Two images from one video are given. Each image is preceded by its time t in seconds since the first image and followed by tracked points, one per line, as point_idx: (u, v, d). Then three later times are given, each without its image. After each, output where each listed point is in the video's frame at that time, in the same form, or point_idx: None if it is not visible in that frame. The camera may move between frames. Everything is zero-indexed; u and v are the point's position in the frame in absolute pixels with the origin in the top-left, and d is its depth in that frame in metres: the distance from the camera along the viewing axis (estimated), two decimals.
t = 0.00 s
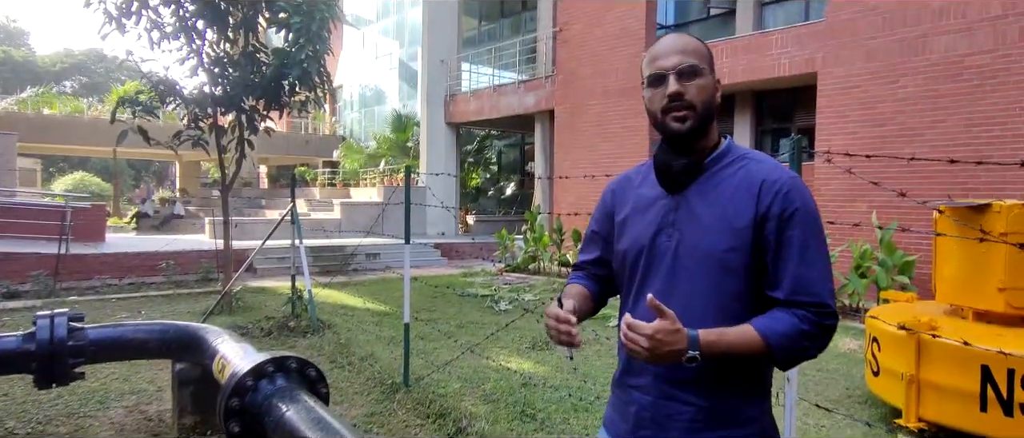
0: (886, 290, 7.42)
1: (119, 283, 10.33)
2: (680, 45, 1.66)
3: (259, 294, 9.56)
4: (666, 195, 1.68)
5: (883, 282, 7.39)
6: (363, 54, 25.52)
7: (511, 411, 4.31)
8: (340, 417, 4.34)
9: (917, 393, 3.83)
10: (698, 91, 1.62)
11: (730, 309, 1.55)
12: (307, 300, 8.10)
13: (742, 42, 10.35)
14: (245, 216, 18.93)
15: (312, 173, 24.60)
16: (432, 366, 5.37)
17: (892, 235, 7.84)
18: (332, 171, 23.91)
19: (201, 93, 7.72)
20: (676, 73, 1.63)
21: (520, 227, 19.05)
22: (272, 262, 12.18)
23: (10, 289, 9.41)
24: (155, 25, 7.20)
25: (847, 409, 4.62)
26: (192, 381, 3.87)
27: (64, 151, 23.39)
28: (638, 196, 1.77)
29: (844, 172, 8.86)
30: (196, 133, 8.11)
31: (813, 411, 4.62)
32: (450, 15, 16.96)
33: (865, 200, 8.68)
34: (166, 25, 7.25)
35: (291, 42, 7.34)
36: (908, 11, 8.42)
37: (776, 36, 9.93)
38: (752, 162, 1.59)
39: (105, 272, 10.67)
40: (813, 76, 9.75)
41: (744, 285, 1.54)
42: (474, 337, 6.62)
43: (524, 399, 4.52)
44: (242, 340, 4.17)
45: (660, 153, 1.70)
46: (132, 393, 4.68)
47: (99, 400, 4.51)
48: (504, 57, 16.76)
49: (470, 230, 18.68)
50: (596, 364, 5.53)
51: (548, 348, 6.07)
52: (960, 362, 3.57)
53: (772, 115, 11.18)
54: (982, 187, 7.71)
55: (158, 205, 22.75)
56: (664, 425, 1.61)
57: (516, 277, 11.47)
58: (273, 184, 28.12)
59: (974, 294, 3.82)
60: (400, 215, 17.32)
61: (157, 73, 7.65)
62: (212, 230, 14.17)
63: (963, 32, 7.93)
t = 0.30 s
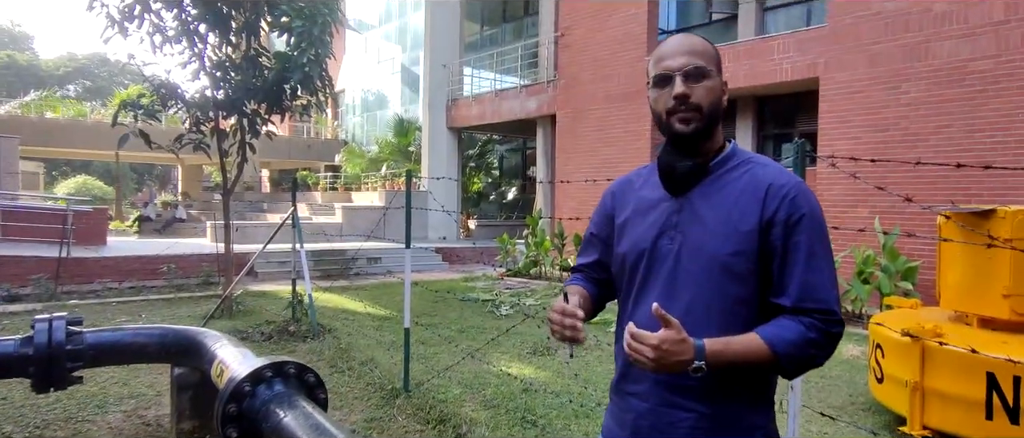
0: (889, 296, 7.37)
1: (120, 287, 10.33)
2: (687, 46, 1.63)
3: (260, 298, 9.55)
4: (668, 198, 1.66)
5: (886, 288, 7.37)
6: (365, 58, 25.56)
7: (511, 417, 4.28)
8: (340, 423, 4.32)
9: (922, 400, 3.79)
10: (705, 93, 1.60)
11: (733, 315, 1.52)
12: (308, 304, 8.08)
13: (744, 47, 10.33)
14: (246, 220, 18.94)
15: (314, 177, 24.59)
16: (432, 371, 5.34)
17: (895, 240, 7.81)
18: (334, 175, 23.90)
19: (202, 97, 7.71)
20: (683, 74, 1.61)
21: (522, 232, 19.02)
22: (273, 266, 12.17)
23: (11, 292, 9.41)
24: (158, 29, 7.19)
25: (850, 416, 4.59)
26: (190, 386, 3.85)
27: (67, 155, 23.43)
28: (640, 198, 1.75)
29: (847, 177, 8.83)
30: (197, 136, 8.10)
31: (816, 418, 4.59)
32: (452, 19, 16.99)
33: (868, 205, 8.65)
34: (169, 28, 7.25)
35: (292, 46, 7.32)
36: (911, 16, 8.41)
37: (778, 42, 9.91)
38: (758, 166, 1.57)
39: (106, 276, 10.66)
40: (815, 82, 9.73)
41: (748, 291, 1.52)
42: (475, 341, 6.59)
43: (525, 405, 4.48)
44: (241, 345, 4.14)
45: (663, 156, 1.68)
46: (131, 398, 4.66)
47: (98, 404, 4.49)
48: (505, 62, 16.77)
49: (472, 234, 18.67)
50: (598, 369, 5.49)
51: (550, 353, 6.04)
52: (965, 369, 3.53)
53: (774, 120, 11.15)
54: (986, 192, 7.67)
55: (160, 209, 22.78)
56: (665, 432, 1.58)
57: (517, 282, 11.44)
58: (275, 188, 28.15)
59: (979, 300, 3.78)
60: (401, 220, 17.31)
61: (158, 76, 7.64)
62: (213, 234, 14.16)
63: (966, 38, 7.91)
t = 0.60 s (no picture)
0: (895, 301, 7.33)
1: (126, 291, 10.36)
2: (692, 50, 1.63)
3: (264, 302, 9.56)
4: (671, 201, 1.65)
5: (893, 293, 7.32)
6: (370, 63, 25.64)
7: (515, 422, 4.27)
8: (343, 427, 4.31)
9: (930, 408, 3.76)
10: (707, 98, 1.60)
11: (734, 320, 1.51)
12: (312, 308, 8.08)
13: (749, 52, 10.31)
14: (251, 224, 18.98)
15: (319, 181, 24.65)
16: (435, 376, 5.33)
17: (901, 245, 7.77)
18: (339, 179, 23.95)
19: (208, 101, 7.73)
20: (685, 78, 1.61)
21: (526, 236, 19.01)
22: (278, 269, 12.18)
23: (17, 295, 9.44)
24: (164, 33, 7.22)
25: (856, 423, 4.56)
26: (192, 390, 3.85)
27: (73, 158, 23.52)
28: (645, 201, 1.75)
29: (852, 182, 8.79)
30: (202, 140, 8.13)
31: (821, 424, 4.56)
32: (456, 24, 17.03)
33: (873, 210, 8.62)
34: (175, 33, 7.27)
35: (297, 50, 7.34)
36: (917, 21, 8.38)
37: (783, 46, 9.89)
38: (763, 170, 1.56)
39: (111, 279, 10.68)
40: (820, 86, 9.70)
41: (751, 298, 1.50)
42: (479, 346, 6.58)
43: (528, 410, 4.46)
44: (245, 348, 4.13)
45: (666, 159, 1.67)
46: (134, 401, 4.66)
47: (101, 408, 4.49)
48: (510, 67, 16.78)
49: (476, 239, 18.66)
50: (602, 374, 5.47)
51: (553, 358, 6.02)
52: (973, 376, 3.49)
53: (779, 124, 11.12)
54: (993, 197, 7.63)
55: (166, 212, 22.86)
56: None
57: (521, 286, 11.43)
58: (281, 192, 28.21)
59: (988, 306, 3.75)
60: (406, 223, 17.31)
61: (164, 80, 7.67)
62: (218, 237, 14.19)
63: (972, 42, 7.88)
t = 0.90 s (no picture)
0: (901, 306, 7.28)
1: (131, 294, 10.39)
2: (702, 52, 1.63)
3: (268, 305, 9.57)
4: (676, 204, 1.66)
5: (899, 297, 7.27)
6: (375, 66, 25.69)
7: (519, 426, 4.26)
8: (346, 431, 4.31)
9: (937, 413, 3.74)
10: (718, 99, 1.59)
11: (737, 323, 1.50)
12: (316, 312, 8.07)
13: (753, 55, 10.29)
14: (256, 227, 19.00)
15: (323, 185, 24.66)
16: (439, 380, 5.32)
17: (907, 249, 7.72)
18: (343, 182, 23.96)
19: (214, 105, 7.74)
20: (697, 79, 1.61)
21: (530, 240, 19.02)
22: (282, 272, 12.19)
23: (24, 297, 9.47)
24: (170, 37, 7.24)
25: (861, 428, 4.53)
26: (197, 393, 3.83)
27: (79, 162, 23.60)
28: (651, 204, 1.75)
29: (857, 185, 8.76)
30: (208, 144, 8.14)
31: (827, 430, 4.52)
32: (460, 27, 17.05)
33: (879, 214, 8.58)
34: (182, 37, 7.30)
35: (302, 54, 7.34)
36: (922, 24, 8.35)
37: (787, 49, 9.87)
38: (767, 173, 1.55)
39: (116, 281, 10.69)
40: (825, 89, 9.68)
41: (755, 302, 1.49)
42: (482, 349, 6.56)
43: (532, 415, 4.44)
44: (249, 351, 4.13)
45: (674, 161, 1.68)
46: (139, 404, 4.66)
47: (106, 411, 4.49)
48: (514, 70, 16.78)
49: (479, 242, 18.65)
50: (606, 378, 5.45)
51: (557, 362, 6.01)
52: (981, 380, 3.45)
53: (784, 128, 11.10)
54: (999, 201, 7.59)
55: (172, 216, 22.91)
56: None
57: (525, 290, 11.43)
58: (285, 195, 28.26)
59: (995, 311, 3.72)
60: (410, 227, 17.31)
61: (170, 84, 7.65)
62: (223, 240, 14.21)
63: (978, 45, 7.85)
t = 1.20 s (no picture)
0: (904, 309, 7.25)
1: (133, 296, 10.40)
2: (709, 54, 1.62)
3: (270, 307, 9.57)
4: (684, 208, 1.64)
5: (902, 300, 7.23)
6: (377, 69, 25.73)
7: (520, 428, 4.25)
8: (348, 434, 4.30)
9: (941, 417, 3.72)
10: (727, 103, 1.59)
11: (748, 329, 1.50)
12: (318, 314, 8.07)
13: (756, 58, 10.29)
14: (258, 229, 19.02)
15: (325, 187, 24.65)
16: (440, 382, 5.31)
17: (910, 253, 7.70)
18: (345, 185, 23.98)
19: (217, 107, 7.74)
20: (706, 83, 1.60)
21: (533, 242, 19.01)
22: (284, 275, 12.20)
23: (26, 299, 9.49)
24: (173, 40, 7.25)
25: (864, 431, 4.52)
26: (198, 395, 3.82)
27: (83, 164, 23.64)
28: (657, 208, 1.74)
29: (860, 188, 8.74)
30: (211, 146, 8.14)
31: (829, 434, 4.51)
32: (463, 30, 17.06)
33: (882, 217, 8.57)
34: (185, 39, 7.31)
35: (304, 56, 7.35)
36: (925, 26, 8.34)
37: (790, 52, 9.86)
38: (776, 176, 1.55)
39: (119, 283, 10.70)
40: (827, 92, 9.67)
41: (766, 306, 1.49)
42: (484, 352, 6.56)
43: (534, 417, 4.44)
44: (251, 353, 4.12)
45: (681, 165, 1.67)
46: (141, 406, 4.66)
47: (108, 413, 4.49)
48: (516, 73, 16.79)
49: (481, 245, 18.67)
50: (608, 381, 5.43)
51: (559, 365, 6.00)
52: (985, 385, 3.43)
53: (786, 130, 11.09)
54: (1003, 204, 7.57)
55: (174, 218, 22.93)
56: None
57: (527, 292, 11.42)
58: (288, 198, 28.29)
59: (999, 314, 3.71)
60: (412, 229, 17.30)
61: (173, 86, 7.66)
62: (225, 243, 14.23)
63: (981, 48, 7.84)
